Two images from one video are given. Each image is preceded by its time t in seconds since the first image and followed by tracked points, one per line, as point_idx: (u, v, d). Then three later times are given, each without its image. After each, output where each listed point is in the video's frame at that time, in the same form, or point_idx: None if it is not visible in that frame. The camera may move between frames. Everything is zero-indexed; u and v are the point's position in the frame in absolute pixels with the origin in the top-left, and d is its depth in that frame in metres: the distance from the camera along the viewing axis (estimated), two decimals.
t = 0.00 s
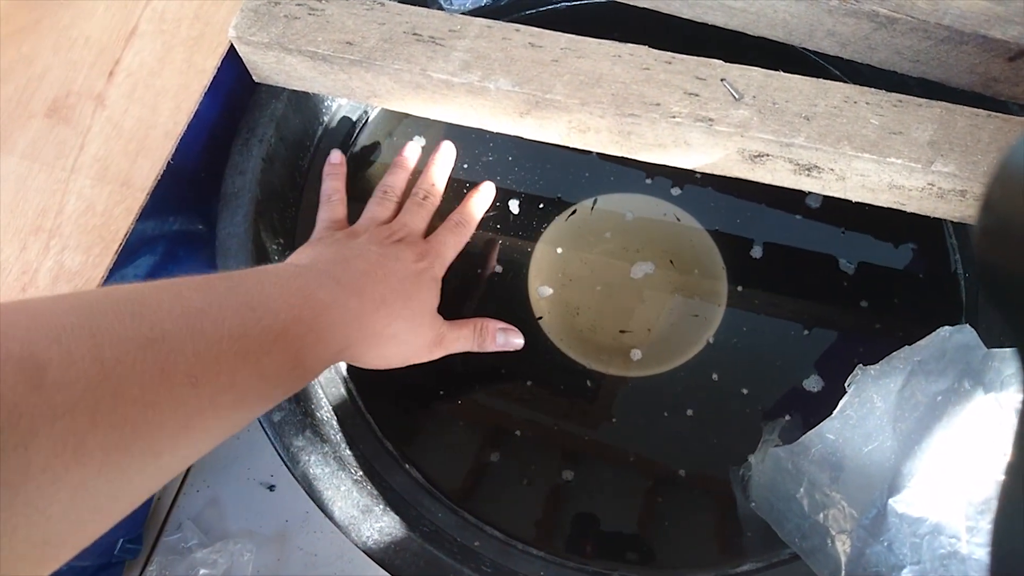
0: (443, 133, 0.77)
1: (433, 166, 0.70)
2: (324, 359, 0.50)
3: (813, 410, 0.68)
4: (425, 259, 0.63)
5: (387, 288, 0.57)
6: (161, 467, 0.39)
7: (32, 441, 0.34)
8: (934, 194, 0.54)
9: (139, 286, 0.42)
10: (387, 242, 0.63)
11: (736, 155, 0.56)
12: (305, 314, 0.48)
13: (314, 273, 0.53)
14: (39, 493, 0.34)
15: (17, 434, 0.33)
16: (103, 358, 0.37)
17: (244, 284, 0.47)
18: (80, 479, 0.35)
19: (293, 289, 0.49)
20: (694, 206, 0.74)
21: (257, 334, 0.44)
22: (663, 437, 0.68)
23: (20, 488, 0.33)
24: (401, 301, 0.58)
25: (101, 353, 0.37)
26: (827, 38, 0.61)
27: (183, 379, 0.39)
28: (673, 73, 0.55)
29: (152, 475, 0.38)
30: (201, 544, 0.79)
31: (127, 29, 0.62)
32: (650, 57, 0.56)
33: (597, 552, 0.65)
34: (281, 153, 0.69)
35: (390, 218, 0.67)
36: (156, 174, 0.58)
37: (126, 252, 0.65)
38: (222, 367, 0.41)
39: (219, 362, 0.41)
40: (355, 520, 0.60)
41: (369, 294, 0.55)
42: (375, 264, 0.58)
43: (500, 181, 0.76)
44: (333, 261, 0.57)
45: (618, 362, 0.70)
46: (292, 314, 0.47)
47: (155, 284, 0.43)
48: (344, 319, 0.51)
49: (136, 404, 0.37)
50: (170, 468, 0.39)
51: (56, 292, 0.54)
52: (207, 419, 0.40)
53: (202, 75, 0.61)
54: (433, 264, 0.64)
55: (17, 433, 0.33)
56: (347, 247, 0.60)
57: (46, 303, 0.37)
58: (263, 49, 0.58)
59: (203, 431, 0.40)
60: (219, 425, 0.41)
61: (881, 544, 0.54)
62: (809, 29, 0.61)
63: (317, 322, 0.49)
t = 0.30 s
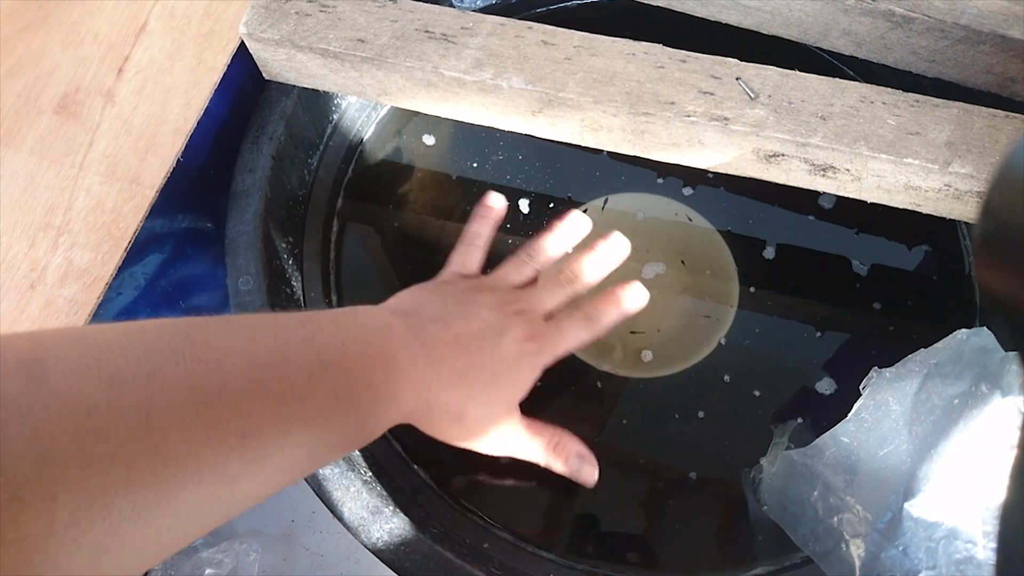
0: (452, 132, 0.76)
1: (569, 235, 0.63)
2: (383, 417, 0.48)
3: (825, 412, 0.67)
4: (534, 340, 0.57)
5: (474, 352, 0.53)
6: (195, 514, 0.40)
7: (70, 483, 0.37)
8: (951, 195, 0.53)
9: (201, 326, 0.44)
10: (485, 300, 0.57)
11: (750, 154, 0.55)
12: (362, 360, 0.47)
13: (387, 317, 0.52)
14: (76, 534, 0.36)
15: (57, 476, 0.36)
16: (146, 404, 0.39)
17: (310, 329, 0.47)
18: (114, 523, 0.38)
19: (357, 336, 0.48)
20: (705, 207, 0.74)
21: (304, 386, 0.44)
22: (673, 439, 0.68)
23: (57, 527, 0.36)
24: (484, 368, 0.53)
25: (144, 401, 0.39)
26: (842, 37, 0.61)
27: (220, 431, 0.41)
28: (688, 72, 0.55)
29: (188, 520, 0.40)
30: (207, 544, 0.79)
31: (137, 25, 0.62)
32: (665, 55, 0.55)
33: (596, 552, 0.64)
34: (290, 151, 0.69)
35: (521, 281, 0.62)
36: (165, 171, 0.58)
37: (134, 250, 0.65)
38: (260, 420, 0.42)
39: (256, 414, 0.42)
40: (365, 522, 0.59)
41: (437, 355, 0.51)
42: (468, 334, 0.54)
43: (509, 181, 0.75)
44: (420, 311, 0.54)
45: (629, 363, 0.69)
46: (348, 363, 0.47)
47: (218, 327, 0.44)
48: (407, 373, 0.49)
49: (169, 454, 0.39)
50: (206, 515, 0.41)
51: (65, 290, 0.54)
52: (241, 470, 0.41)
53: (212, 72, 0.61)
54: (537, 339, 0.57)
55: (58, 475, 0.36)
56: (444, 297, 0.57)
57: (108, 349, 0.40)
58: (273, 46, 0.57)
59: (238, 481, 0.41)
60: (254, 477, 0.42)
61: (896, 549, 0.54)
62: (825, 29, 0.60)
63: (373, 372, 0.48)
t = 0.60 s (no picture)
0: (451, 131, 0.77)
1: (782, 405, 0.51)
2: (408, 490, 0.47)
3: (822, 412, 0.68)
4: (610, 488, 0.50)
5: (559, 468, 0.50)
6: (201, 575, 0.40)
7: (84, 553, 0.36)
8: (947, 196, 0.54)
9: (229, 379, 0.43)
10: (594, 385, 0.53)
11: (747, 154, 0.55)
12: (391, 427, 0.46)
13: (437, 377, 0.50)
14: None
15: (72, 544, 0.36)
16: (171, 469, 0.39)
17: (347, 390, 0.46)
18: None
19: (398, 407, 0.47)
20: (704, 207, 0.74)
21: (328, 455, 0.43)
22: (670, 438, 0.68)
23: None
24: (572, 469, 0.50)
25: (171, 468, 0.39)
26: (840, 38, 0.61)
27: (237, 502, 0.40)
28: (685, 72, 0.55)
29: None
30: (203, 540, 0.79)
31: (137, 24, 0.62)
32: (662, 55, 0.55)
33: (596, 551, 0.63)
34: (289, 150, 0.69)
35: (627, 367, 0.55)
36: (164, 170, 0.58)
37: (133, 247, 0.66)
38: (279, 494, 0.41)
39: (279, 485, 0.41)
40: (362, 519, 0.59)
41: (507, 445, 0.50)
42: (564, 441, 0.50)
43: (508, 180, 0.76)
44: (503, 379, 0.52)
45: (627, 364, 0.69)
46: (377, 434, 0.45)
47: (249, 385, 0.43)
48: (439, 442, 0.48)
49: (184, 519, 0.39)
50: None
51: (63, 287, 0.54)
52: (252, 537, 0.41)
53: (211, 71, 0.61)
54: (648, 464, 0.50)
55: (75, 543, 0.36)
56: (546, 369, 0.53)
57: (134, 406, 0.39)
58: (273, 45, 0.57)
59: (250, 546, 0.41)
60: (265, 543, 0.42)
61: (890, 547, 0.54)
62: (822, 30, 0.61)
63: (403, 447, 0.46)
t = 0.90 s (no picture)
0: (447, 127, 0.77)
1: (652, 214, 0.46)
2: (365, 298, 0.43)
3: (816, 408, 0.68)
4: (529, 125, 0.48)
5: (503, 188, 0.46)
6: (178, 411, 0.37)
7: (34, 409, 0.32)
8: (938, 191, 0.54)
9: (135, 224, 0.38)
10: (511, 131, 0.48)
11: (741, 150, 0.56)
12: (338, 234, 0.41)
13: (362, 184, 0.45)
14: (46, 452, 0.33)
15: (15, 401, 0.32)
16: (107, 312, 0.34)
17: (276, 208, 0.41)
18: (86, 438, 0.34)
19: (336, 215, 0.42)
20: (699, 203, 0.74)
21: (281, 268, 0.39)
22: (662, 432, 0.69)
23: (27, 449, 0.32)
24: (512, 203, 0.46)
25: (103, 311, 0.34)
26: (834, 35, 0.61)
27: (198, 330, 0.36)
28: (679, 68, 0.55)
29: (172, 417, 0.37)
30: (201, 533, 0.80)
31: (136, 19, 0.62)
32: (656, 52, 0.56)
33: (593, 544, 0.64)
34: (285, 144, 0.70)
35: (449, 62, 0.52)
36: (162, 163, 0.59)
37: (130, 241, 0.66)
38: (229, 305, 0.37)
39: (240, 306, 0.37)
40: (354, 510, 0.60)
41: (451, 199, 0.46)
42: (481, 237, 0.46)
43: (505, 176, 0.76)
44: (433, 181, 0.46)
45: (622, 359, 0.70)
46: (323, 237, 0.41)
47: (164, 221, 0.38)
48: (387, 249, 0.44)
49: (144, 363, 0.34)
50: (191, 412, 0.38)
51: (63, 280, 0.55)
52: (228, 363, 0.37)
53: (209, 65, 0.62)
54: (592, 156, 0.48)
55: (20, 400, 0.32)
56: (476, 135, 0.48)
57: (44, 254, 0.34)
58: (270, 40, 0.58)
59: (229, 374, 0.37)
60: (246, 366, 0.38)
61: (878, 540, 0.54)
62: (817, 27, 0.61)
63: (355, 245, 0.42)
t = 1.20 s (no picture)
0: (446, 128, 0.77)
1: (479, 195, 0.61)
2: (277, 254, 0.48)
3: (813, 411, 0.68)
4: (373, 115, 0.54)
5: (376, 159, 0.55)
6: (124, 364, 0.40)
7: None
8: (936, 196, 0.54)
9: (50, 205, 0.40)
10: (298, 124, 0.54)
11: (738, 153, 0.56)
12: (249, 197, 0.47)
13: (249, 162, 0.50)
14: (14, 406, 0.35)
15: None
16: (54, 275, 0.37)
17: (181, 185, 0.45)
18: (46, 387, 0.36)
19: (237, 184, 0.47)
20: (697, 205, 0.74)
21: (202, 229, 0.44)
22: (659, 436, 0.68)
23: None
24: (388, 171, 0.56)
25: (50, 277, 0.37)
26: (832, 38, 0.61)
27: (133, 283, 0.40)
28: (677, 71, 0.55)
29: (121, 373, 0.40)
30: (198, 534, 0.80)
31: (133, 19, 0.62)
32: (654, 54, 0.55)
33: (590, 548, 0.65)
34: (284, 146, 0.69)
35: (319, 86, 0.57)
36: (158, 165, 0.59)
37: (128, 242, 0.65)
38: (155, 263, 0.41)
39: (167, 263, 0.41)
40: (350, 512, 0.60)
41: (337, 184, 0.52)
42: (347, 210, 0.53)
43: (503, 177, 0.76)
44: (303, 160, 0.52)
45: (618, 360, 0.70)
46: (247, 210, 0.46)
47: (82, 201, 0.41)
48: (305, 214, 0.50)
49: (87, 316, 0.38)
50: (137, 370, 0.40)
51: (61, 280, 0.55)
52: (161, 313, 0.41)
53: (207, 66, 0.62)
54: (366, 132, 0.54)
55: None
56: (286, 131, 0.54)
57: None
58: (267, 41, 0.58)
59: (163, 327, 0.41)
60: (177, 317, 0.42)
61: (873, 545, 0.54)
62: (816, 29, 0.61)
63: (275, 208, 0.48)
